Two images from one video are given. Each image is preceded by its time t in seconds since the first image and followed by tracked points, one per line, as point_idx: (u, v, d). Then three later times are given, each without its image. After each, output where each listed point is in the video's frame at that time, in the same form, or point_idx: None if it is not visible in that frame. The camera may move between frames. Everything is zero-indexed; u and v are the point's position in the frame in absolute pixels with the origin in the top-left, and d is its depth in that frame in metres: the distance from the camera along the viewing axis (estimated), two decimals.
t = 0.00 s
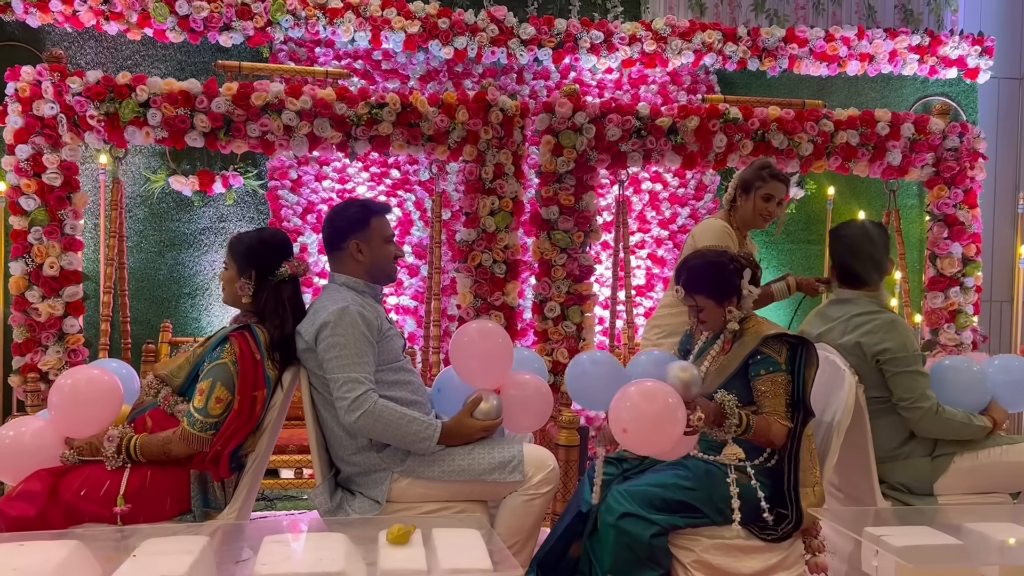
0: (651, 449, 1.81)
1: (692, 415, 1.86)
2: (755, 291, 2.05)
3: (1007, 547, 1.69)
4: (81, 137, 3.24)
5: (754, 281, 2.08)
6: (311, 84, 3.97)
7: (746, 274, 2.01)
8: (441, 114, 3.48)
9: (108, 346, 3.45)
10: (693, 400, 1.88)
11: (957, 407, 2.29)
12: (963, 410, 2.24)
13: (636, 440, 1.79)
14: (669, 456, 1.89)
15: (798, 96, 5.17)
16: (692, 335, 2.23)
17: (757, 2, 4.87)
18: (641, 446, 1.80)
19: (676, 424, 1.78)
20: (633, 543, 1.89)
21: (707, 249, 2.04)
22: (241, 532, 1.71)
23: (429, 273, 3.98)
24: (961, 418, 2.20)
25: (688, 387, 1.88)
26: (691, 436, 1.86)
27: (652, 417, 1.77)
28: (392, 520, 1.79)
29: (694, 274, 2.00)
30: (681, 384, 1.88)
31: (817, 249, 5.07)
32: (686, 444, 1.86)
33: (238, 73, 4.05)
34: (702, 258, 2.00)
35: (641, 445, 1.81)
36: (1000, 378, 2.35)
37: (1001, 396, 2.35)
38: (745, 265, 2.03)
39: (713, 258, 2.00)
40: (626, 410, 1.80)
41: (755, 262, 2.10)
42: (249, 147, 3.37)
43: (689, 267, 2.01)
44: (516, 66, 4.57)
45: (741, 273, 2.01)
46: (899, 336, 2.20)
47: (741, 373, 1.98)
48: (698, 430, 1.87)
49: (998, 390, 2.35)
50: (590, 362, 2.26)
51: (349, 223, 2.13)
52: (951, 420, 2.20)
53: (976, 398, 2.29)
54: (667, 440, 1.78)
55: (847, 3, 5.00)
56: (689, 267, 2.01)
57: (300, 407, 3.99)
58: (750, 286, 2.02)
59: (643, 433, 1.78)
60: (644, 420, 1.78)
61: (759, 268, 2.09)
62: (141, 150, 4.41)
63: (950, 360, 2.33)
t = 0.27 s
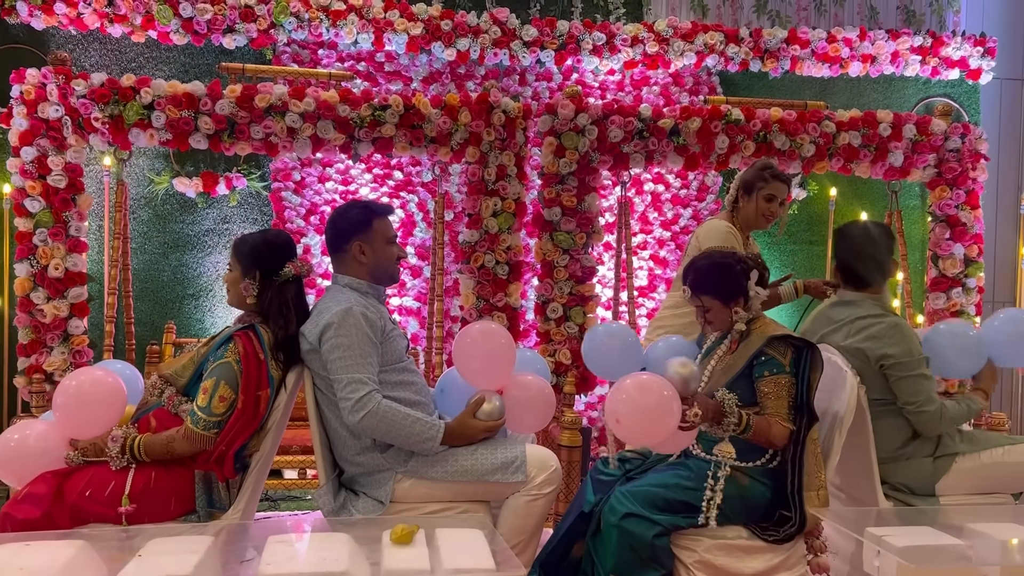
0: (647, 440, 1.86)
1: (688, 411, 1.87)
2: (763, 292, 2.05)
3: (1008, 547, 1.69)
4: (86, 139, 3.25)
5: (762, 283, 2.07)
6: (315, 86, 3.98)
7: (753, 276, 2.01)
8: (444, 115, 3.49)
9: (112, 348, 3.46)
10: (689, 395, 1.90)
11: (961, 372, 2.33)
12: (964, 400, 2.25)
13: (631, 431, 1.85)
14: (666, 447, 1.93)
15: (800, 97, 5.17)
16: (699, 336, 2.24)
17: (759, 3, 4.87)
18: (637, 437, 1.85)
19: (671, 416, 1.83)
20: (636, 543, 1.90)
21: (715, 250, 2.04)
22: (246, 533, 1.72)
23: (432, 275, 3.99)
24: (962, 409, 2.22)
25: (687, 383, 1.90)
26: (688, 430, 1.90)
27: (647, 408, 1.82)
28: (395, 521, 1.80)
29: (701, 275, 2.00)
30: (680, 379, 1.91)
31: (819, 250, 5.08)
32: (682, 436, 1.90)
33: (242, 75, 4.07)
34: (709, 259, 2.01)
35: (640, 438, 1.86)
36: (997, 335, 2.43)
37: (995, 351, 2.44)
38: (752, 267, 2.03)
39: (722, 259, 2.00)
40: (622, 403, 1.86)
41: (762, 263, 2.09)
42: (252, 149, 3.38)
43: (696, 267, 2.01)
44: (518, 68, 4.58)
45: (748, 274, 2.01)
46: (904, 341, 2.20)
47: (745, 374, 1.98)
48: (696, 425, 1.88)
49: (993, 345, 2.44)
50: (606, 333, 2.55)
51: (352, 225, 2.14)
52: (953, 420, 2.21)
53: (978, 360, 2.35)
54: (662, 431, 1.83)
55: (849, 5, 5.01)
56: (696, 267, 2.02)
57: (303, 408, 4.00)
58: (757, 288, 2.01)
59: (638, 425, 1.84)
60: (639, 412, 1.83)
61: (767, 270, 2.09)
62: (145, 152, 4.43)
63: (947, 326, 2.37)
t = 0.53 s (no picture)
0: (642, 428, 1.93)
1: (688, 403, 1.91)
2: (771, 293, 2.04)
3: (1014, 546, 1.69)
4: (91, 138, 3.26)
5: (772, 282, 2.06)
6: (320, 86, 3.99)
7: (764, 276, 1.99)
8: (448, 115, 3.49)
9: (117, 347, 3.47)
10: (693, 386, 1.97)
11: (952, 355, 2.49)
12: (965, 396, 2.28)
13: (628, 419, 1.92)
14: (662, 438, 2.01)
15: (805, 96, 5.17)
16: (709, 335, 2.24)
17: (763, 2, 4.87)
18: (634, 425, 1.92)
19: (667, 405, 1.89)
20: (641, 541, 1.90)
21: (723, 249, 2.03)
22: (252, 531, 1.73)
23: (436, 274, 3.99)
24: (964, 402, 2.25)
25: (688, 374, 1.98)
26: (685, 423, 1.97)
27: (644, 397, 1.89)
28: (401, 519, 1.80)
29: (710, 273, 2.00)
30: (681, 371, 1.98)
31: (824, 250, 5.07)
32: (678, 427, 1.97)
33: (246, 75, 4.08)
34: (718, 258, 2.00)
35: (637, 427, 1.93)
36: (988, 320, 2.55)
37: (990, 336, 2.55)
38: (761, 266, 2.02)
39: (731, 258, 1.99)
40: (620, 392, 1.92)
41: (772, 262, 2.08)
42: (257, 149, 3.38)
43: (705, 266, 2.01)
44: (522, 68, 4.59)
45: (756, 274, 2.00)
46: (908, 338, 2.20)
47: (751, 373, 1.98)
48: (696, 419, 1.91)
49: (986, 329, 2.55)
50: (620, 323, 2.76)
51: (357, 225, 2.15)
52: (957, 416, 2.23)
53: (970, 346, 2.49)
54: (659, 420, 1.90)
55: (853, 4, 5.00)
56: (705, 267, 2.02)
57: (308, 407, 4.01)
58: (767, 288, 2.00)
59: (636, 414, 1.91)
60: (637, 402, 1.90)
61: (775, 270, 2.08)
62: (150, 152, 4.44)
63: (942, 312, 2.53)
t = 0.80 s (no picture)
0: (652, 420, 1.97)
1: (697, 399, 1.92)
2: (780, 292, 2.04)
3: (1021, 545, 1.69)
4: (97, 137, 3.27)
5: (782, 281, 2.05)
6: (324, 85, 3.99)
7: (774, 276, 1.99)
8: (453, 114, 3.49)
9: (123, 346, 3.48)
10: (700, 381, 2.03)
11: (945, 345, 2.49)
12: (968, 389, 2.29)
13: (637, 411, 1.96)
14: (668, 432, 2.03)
15: (809, 95, 5.17)
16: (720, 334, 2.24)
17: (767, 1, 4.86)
18: (643, 416, 1.96)
19: (678, 398, 1.93)
20: (647, 539, 1.91)
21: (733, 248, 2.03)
22: (258, 529, 1.73)
23: (440, 273, 4.00)
24: (967, 391, 2.29)
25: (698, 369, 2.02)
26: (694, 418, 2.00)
27: (655, 389, 1.93)
28: (407, 517, 1.80)
29: (719, 273, 2.01)
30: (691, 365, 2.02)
31: (828, 248, 5.07)
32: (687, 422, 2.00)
33: (250, 74, 4.08)
34: (727, 257, 2.01)
35: (647, 418, 1.96)
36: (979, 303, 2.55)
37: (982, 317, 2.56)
38: (770, 266, 2.02)
39: (740, 258, 2.00)
40: (631, 384, 1.96)
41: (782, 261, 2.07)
42: (262, 147, 3.39)
43: (715, 266, 2.02)
44: (526, 67, 4.59)
45: (765, 274, 2.00)
46: (915, 337, 2.21)
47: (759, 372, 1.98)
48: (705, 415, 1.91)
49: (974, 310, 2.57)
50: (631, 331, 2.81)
51: (362, 224, 2.15)
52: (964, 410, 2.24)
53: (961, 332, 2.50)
54: (668, 412, 1.94)
55: (856, 2, 5.00)
56: (714, 266, 2.03)
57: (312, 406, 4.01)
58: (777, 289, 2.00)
59: (646, 405, 1.94)
60: (647, 393, 1.93)
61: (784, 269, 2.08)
62: (154, 151, 4.45)
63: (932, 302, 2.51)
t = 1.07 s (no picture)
0: (667, 422, 1.91)
1: (712, 399, 1.92)
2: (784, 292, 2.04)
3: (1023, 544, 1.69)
4: (100, 137, 3.27)
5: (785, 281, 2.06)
6: (327, 85, 3.99)
7: (778, 276, 2.00)
8: (455, 113, 3.49)
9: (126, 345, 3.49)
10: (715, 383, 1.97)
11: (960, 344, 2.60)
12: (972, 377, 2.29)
13: (653, 412, 1.91)
14: (680, 437, 1.96)
15: (811, 94, 5.17)
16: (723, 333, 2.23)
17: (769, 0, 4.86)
18: (658, 418, 1.91)
19: (695, 399, 1.88)
20: (650, 539, 1.91)
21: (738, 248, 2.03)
22: (262, 528, 1.73)
23: (443, 272, 4.00)
24: (971, 384, 2.27)
25: (711, 370, 1.97)
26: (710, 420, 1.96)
27: (672, 391, 1.87)
28: (411, 517, 1.81)
29: (723, 272, 2.00)
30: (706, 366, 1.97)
31: (830, 248, 5.07)
32: (703, 424, 1.95)
33: (253, 74, 4.09)
34: (732, 257, 2.00)
35: (663, 421, 1.91)
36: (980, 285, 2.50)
37: (983, 298, 2.50)
38: (774, 265, 2.02)
39: (744, 257, 1.99)
40: (647, 385, 1.90)
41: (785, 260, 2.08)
42: (265, 147, 3.40)
43: (719, 265, 2.02)
44: (529, 66, 4.59)
45: (770, 273, 2.00)
46: (917, 335, 2.21)
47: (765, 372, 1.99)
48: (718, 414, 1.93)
49: (974, 293, 2.53)
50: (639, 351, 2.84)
51: (365, 223, 2.15)
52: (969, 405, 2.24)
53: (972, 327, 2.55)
54: (684, 414, 1.89)
55: (859, 2, 5.00)
56: (719, 265, 2.02)
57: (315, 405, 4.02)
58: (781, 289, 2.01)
59: (662, 408, 1.89)
60: (664, 395, 1.88)
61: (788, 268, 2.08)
62: (157, 151, 4.45)
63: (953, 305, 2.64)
